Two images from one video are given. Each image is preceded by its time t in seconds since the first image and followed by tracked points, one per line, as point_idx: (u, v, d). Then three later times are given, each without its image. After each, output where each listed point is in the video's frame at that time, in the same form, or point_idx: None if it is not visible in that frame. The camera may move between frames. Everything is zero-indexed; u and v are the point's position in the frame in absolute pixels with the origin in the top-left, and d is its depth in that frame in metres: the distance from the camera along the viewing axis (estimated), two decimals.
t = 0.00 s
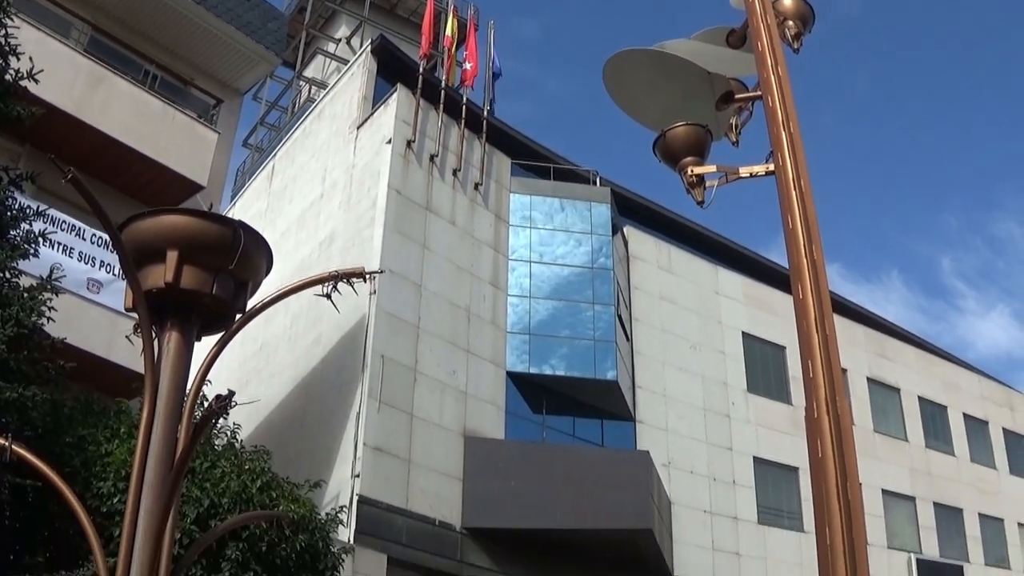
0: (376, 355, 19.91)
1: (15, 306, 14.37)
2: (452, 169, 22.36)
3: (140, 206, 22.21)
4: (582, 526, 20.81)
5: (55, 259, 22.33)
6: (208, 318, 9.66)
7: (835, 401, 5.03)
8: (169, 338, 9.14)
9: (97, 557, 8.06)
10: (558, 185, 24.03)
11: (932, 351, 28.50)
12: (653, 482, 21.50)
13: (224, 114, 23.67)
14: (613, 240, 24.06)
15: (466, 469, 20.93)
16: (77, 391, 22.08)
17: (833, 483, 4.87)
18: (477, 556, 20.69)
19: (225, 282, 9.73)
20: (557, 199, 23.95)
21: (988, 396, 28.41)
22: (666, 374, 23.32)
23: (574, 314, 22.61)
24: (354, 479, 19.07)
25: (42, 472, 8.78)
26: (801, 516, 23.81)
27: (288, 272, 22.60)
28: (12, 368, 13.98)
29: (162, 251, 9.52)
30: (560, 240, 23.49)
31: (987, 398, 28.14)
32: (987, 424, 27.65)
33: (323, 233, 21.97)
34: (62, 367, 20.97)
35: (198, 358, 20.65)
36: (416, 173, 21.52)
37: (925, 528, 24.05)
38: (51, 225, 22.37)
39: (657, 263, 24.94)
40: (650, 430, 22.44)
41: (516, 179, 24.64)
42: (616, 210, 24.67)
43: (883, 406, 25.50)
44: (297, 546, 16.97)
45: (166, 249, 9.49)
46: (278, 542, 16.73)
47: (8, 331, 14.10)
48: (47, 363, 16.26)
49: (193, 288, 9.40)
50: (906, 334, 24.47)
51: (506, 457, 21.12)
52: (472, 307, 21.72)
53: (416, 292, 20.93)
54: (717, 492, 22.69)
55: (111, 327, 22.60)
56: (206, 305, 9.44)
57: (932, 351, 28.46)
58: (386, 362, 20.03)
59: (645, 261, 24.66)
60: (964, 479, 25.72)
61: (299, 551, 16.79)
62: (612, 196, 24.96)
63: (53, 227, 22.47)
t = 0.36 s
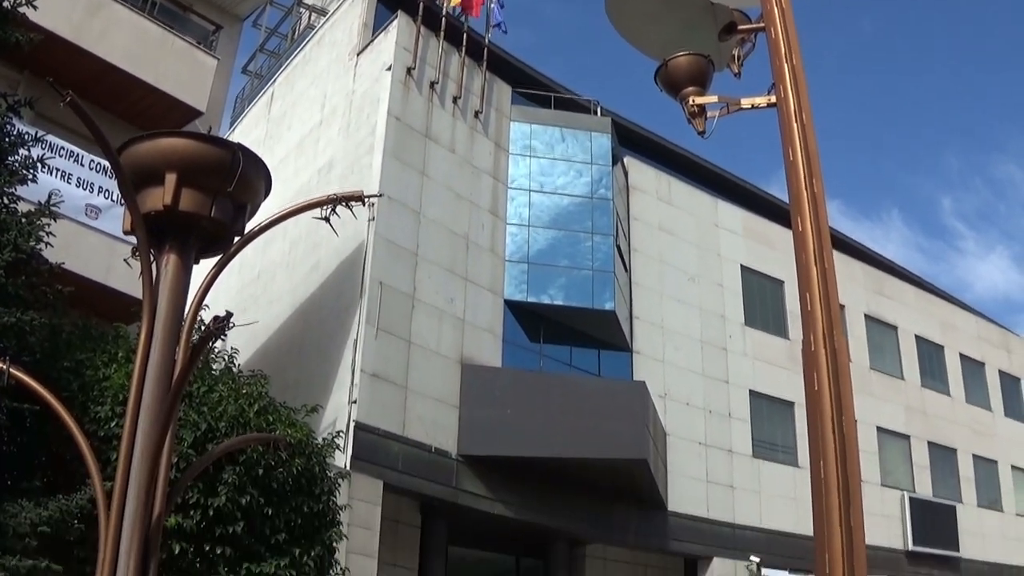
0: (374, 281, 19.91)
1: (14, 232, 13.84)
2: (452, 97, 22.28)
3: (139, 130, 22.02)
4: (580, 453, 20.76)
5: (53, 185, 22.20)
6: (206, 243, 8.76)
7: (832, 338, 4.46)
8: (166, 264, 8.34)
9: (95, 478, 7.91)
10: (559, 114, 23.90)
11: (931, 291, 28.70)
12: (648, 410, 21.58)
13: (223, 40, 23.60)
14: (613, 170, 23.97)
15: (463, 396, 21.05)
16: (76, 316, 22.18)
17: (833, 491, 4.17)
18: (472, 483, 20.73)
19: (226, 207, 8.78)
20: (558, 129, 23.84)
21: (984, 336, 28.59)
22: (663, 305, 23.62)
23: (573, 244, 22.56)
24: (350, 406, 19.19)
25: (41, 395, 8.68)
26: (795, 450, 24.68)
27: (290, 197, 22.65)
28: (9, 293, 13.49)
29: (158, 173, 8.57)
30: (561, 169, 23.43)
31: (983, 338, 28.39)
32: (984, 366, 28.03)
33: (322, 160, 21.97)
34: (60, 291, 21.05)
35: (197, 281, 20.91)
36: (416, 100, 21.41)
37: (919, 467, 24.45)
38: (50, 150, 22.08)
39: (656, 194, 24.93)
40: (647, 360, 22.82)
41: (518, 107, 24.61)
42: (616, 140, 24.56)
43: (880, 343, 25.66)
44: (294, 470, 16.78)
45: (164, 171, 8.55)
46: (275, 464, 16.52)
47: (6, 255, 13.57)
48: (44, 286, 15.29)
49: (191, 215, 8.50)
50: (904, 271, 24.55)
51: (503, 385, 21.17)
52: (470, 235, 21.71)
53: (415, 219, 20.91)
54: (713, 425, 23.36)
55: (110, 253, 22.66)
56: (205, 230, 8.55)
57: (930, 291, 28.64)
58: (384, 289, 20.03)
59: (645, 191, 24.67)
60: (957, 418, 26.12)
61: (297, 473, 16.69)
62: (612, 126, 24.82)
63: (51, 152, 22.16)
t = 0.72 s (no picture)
0: (372, 193, 19.82)
1: (9, 143, 13.11)
2: (450, 7, 22.05)
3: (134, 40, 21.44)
4: (573, 365, 20.82)
5: (48, 99, 21.86)
6: (202, 150, 8.65)
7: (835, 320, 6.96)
8: (164, 173, 8.32)
9: (91, 386, 8.02)
10: (559, 25, 23.62)
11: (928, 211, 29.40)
12: (643, 322, 21.55)
13: None
14: (612, 82, 23.83)
15: (459, 308, 21.05)
16: (72, 228, 22.11)
17: (831, 421, 6.72)
18: (467, 394, 20.74)
19: (219, 112, 8.60)
20: (557, 41, 23.57)
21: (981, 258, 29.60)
22: (663, 218, 23.80)
23: (572, 156, 22.54)
24: (347, 317, 19.15)
25: (37, 305, 8.70)
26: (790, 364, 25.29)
27: (286, 107, 22.54)
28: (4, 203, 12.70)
29: (155, 81, 8.38)
30: (560, 82, 23.28)
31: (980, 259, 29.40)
32: (980, 287, 29.02)
33: (320, 71, 21.84)
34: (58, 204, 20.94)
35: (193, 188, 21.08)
36: (413, 11, 21.21)
37: (913, 385, 25.48)
38: (45, 63, 21.65)
39: (655, 107, 24.80)
40: (644, 274, 23.03)
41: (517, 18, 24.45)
42: (615, 51, 24.30)
43: (876, 260, 26.17)
44: (291, 380, 15.71)
45: (160, 80, 8.36)
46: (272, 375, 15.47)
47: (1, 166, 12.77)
48: (40, 197, 14.11)
49: (186, 120, 8.39)
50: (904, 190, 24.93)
51: (500, 296, 21.16)
52: (468, 145, 21.65)
53: (413, 131, 20.80)
54: (709, 337, 23.64)
55: (105, 164, 22.56)
56: (201, 137, 8.45)
57: (927, 211, 29.28)
58: (381, 200, 19.95)
59: (643, 104, 24.56)
60: (953, 338, 27.21)
61: (294, 383, 15.54)
62: (611, 38, 24.52)
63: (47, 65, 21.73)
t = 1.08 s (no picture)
0: (369, 123, 19.70)
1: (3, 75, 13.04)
2: None
3: None
4: (568, 296, 20.78)
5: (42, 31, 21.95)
6: (197, 77, 8.77)
7: (833, 277, 6.13)
8: (160, 101, 8.48)
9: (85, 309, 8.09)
10: None
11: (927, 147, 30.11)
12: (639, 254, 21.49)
13: None
14: (611, 14, 23.62)
15: (456, 239, 20.98)
16: (69, 159, 22.04)
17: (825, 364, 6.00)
18: (463, 324, 20.71)
19: (215, 38, 8.74)
20: None
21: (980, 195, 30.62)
22: (662, 151, 23.96)
23: (570, 88, 22.48)
24: (344, 248, 19.08)
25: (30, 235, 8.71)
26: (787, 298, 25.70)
27: (284, 36, 22.38)
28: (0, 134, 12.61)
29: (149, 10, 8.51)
30: (559, 13, 23.10)
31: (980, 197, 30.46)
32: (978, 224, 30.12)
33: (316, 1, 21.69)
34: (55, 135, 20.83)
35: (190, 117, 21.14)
36: None
37: (909, 320, 26.45)
38: None
39: (654, 39, 24.70)
40: (641, 206, 23.24)
41: None
42: None
43: (875, 197, 26.97)
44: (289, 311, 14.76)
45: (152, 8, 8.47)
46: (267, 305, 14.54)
47: None
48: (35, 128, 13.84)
49: (182, 47, 8.53)
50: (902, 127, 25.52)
51: (498, 226, 21.09)
52: (465, 76, 21.53)
53: (410, 61, 20.63)
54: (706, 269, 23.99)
55: (101, 95, 22.45)
56: (196, 65, 8.58)
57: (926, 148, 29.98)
58: (378, 131, 19.85)
59: (642, 36, 24.42)
60: (950, 275, 28.20)
61: (291, 313, 14.62)
62: None
63: None
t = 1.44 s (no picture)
0: (369, 62, 19.60)
1: None
2: None
3: None
4: (570, 236, 20.66)
5: None
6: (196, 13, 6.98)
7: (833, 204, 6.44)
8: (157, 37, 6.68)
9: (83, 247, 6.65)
10: None
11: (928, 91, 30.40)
12: (641, 195, 21.37)
13: None
14: None
15: (456, 178, 20.95)
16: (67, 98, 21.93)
17: (827, 294, 6.29)
18: (464, 265, 20.69)
19: None
20: None
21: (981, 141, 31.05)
22: (664, 91, 23.98)
23: (572, 29, 22.30)
24: (344, 186, 19.04)
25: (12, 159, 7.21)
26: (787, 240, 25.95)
27: None
28: None
29: None
30: None
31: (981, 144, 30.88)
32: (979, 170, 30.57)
33: None
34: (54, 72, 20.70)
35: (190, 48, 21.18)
36: None
37: (909, 266, 26.96)
38: None
39: None
40: (642, 147, 23.30)
41: None
42: None
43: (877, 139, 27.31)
44: (289, 246, 13.07)
45: None
46: (265, 241, 12.83)
47: None
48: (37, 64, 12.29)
49: None
50: (902, 71, 25.80)
51: (496, 167, 20.96)
52: (466, 15, 21.42)
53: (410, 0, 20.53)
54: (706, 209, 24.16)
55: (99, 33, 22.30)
56: None
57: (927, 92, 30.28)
58: (378, 70, 19.75)
59: None
60: (950, 219, 28.70)
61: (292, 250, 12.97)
62: None
63: None
